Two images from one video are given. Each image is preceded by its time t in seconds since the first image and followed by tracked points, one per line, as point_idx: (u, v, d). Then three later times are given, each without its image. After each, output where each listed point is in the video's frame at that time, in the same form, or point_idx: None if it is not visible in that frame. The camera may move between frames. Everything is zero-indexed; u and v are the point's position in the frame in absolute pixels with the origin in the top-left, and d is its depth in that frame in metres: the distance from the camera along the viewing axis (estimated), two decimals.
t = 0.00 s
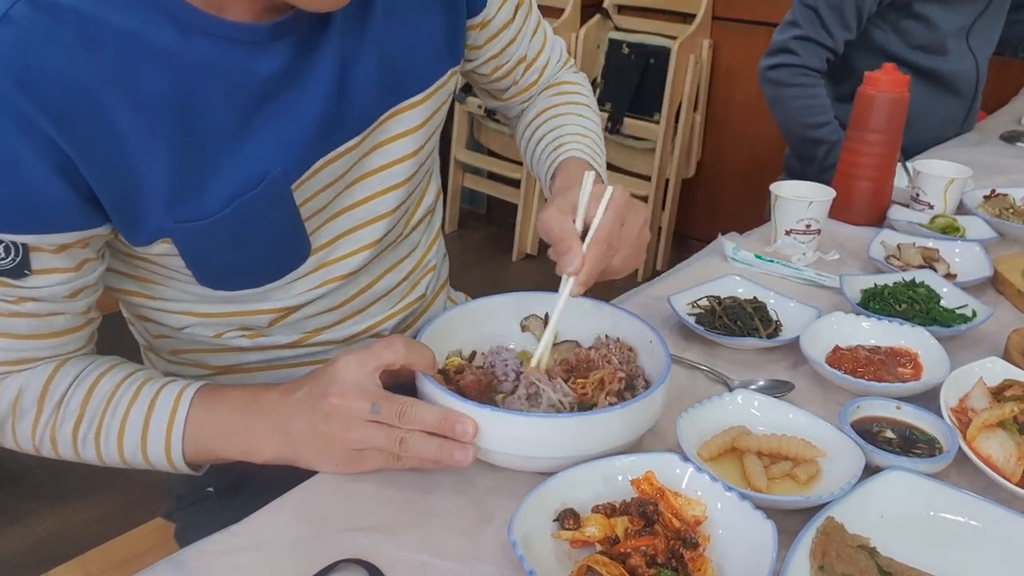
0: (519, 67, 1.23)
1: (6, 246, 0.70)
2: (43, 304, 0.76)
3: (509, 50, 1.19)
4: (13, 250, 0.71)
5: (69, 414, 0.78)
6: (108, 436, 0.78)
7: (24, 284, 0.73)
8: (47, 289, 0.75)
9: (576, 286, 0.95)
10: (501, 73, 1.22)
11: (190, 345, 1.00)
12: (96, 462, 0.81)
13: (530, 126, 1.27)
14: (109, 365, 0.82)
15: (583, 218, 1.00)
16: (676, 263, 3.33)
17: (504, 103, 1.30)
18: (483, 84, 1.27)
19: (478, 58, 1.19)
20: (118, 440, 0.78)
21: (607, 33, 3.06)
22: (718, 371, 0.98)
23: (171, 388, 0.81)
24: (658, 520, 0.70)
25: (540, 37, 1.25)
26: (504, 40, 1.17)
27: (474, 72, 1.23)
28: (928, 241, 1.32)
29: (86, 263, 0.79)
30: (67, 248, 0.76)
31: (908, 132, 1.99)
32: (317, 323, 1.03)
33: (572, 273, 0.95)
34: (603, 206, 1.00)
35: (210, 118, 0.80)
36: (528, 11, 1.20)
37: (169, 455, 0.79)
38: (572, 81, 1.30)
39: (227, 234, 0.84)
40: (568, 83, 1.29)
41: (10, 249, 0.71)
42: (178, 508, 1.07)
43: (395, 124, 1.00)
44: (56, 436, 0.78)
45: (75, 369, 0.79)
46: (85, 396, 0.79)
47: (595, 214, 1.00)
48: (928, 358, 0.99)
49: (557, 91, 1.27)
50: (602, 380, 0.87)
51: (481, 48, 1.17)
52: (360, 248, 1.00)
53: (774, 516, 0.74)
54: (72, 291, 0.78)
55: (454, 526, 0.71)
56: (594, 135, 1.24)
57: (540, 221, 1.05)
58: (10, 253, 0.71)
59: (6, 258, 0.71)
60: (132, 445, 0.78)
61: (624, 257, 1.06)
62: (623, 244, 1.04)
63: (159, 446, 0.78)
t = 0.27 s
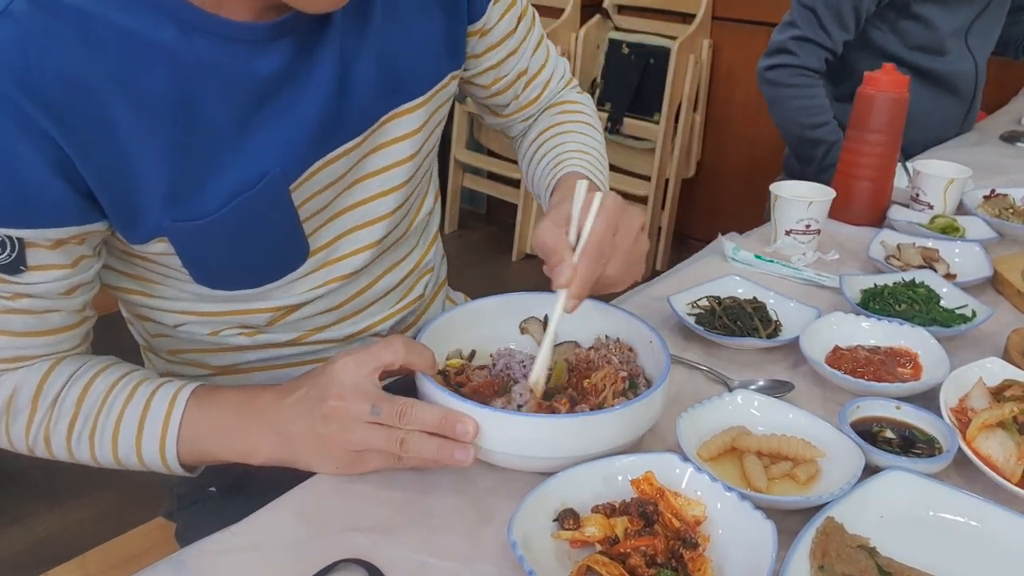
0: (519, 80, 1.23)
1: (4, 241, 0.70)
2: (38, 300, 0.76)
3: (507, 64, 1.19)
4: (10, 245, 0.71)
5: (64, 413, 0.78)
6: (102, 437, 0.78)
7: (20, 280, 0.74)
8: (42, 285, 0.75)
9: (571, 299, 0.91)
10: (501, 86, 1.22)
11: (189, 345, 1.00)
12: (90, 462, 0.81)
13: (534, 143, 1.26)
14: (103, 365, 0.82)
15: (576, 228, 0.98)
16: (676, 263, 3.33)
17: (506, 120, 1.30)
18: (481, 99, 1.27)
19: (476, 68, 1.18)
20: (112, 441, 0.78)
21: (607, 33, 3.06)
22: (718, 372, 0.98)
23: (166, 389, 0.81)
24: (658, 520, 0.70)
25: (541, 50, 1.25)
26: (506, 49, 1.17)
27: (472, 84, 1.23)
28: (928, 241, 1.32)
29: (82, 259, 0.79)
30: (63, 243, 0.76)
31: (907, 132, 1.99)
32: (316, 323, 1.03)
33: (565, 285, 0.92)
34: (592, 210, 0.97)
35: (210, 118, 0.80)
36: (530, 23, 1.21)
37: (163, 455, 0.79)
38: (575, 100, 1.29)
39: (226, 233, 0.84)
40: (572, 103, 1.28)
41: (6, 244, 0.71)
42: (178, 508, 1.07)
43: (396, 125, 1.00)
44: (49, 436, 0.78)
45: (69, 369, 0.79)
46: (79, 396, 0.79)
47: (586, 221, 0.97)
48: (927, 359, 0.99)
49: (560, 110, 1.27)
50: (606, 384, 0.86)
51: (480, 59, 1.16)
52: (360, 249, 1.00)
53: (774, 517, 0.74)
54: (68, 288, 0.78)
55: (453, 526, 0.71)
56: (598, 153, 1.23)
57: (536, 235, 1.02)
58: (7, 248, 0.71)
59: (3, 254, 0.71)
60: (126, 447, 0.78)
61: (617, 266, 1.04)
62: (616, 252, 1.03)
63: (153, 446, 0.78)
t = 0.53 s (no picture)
0: (525, 76, 1.22)
1: (4, 244, 0.70)
2: (38, 303, 0.75)
3: (513, 57, 1.19)
4: (10, 248, 0.71)
5: (65, 414, 0.78)
6: (103, 438, 0.78)
7: (20, 283, 0.73)
8: (42, 288, 0.75)
9: (636, 264, 0.94)
10: (505, 83, 1.21)
11: (189, 346, 1.00)
12: (91, 463, 0.80)
13: (547, 138, 1.25)
14: (103, 367, 0.82)
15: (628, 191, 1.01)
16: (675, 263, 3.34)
17: (512, 120, 1.29)
18: (486, 98, 1.26)
19: (478, 66, 1.18)
20: (114, 442, 0.78)
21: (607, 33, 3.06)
22: (718, 372, 0.98)
23: (167, 389, 0.81)
24: (658, 520, 0.70)
25: (546, 48, 1.25)
26: (507, 46, 1.17)
27: (476, 83, 1.22)
28: (928, 241, 1.32)
29: (83, 262, 0.78)
30: (64, 246, 0.76)
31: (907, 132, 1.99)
32: (315, 323, 1.03)
33: (629, 248, 0.93)
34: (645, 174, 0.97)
35: (210, 119, 0.80)
36: (532, 19, 1.21)
37: (164, 456, 0.79)
38: (581, 93, 1.29)
39: (226, 234, 0.84)
40: (578, 94, 1.29)
41: (6, 247, 0.71)
42: (177, 508, 1.07)
43: (395, 125, 1.00)
44: (51, 437, 0.78)
45: (70, 370, 0.79)
46: (80, 397, 0.79)
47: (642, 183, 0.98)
48: (928, 359, 0.99)
49: (569, 103, 1.27)
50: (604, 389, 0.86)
51: (481, 56, 1.16)
52: (360, 249, 1.00)
53: (774, 517, 0.74)
54: (68, 290, 0.77)
55: (453, 526, 0.71)
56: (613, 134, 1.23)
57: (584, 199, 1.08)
58: (7, 250, 0.71)
59: (3, 256, 0.71)
60: (128, 447, 0.78)
61: (675, 223, 1.05)
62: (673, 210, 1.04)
63: (154, 447, 0.78)
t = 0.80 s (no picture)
0: (522, 68, 1.22)
1: (4, 249, 0.70)
2: (39, 307, 0.75)
3: (512, 50, 1.19)
4: (10, 253, 0.71)
5: (66, 416, 0.78)
6: (104, 439, 0.78)
7: (22, 288, 0.73)
8: (43, 292, 0.74)
9: (622, 259, 0.93)
10: (504, 75, 1.22)
11: (189, 347, 1.00)
12: (92, 465, 0.80)
13: (539, 125, 1.25)
14: (105, 368, 0.83)
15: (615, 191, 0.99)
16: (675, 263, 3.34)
17: (508, 105, 1.30)
18: (484, 86, 1.27)
19: (478, 60, 1.19)
20: (115, 443, 0.78)
21: (607, 33, 3.07)
22: (718, 372, 0.98)
23: (168, 390, 0.81)
24: (658, 520, 0.70)
25: (541, 38, 1.25)
26: (506, 42, 1.17)
27: (476, 75, 1.23)
28: (928, 241, 1.32)
29: (83, 265, 0.79)
30: (65, 250, 0.76)
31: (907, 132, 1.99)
32: (315, 324, 1.03)
33: (617, 246, 0.92)
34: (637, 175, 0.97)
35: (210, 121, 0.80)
36: (529, 13, 1.21)
37: (166, 458, 0.79)
38: (574, 77, 1.29)
39: (226, 236, 0.84)
40: (573, 78, 1.29)
41: (7, 252, 0.70)
42: (178, 508, 1.07)
43: (394, 127, 1.00)
44: (52, 438, 0.78)
45: (71, 372, 0.80)
46: (82, 398, 0.79)
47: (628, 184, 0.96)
48: (928, 359, 0.99)
49: (561, 88, 1.26)
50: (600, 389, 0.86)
51: (484, 51, 1.17)
52: (359, 251, 1.00)
53: (774, 517, 0.74)
54: (69, 294, 0.77)
55: (453, 526, 0.71)
56: (605, 123, 1.23)
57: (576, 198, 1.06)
58: (8, 256, 0.71)
59: (4, 261, 0.70)
60: (129, 448, 0.78)
61: (663, 222, 1.05)
62: (661, 211, 1.03)
63: (155, 448, 0.78)
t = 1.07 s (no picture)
0: (516, 73, 1.22)
1: (5, 250, 0.70)
2: (39, 307, 0.75)
3: (506, 55, 1.19)
4: (11, 253, 0.71)
5: (66, 416, 0.78)
6: (104, 440, 0.78)
7: (21, 288, 0.73)
8: (43, 292, 0.75)
9: (602, 277, 0.95)
10: (498, 78, 1.22)
11: (188, 347, 1.00)
12: (92, 465, 0.80)
13: (530, 132, 1.26)
14: (105, 368, 0.83)
15: (596, 207, 1.00)
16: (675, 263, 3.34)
17: (503, 110, 1.30)
18: (479, 91, 1.27)
19: (475, 63, 1.18)
20: (115, 443, 0.78)
21: (607, 32, 3.07)
22: (718, 372, 0.98)
23: (168, 391, 0.82)
24: (658, 520, 0.70)
25: (537, 43, 1.26)
26: (502, 44, 1.17)
27: (472, 78, 1.23)
28: (928, 241, 1.32)
29: (83, 266, 0.79)
30: (66, 251, 0.76)
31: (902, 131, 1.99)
32: (315, 324, 1.03)
33: (595, 263, 0.94)
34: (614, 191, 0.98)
35: (211, 122, 0.79)
36: (526, 16, 1.21)
37: (166, 458, 0.79)
38: (569, 84, 1.30)
39: (226, 237, 0.84)
40: (566, 87, 1.29)
41: (7, 252, 0.70)
42: (177, 508, 1.07)
43: (394, 127, 1.00)
44: (51, 439, 0.78)
45: (71, 372, 0.80)
46: (82, 398, 0.79)
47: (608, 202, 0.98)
48: (928, 359, 0.99)
49: (555, 96, 1.27)
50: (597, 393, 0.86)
51: (478, 54, 1.17)
52: (359, 251, 1.00)
53: (774, 517, 0.74)
54: (69, 295, 0.77)
55: (453, 526, 0.71)
56: (596, 136, 1.23)
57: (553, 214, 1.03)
58: (8, 256, 0.71)
59: (4, 262, 0.70)
60: (129, 448, 0.78)
61: (640, 242, 1.04)
62: (638, 230, 1.02)
63: (155, 449, 0.78)
